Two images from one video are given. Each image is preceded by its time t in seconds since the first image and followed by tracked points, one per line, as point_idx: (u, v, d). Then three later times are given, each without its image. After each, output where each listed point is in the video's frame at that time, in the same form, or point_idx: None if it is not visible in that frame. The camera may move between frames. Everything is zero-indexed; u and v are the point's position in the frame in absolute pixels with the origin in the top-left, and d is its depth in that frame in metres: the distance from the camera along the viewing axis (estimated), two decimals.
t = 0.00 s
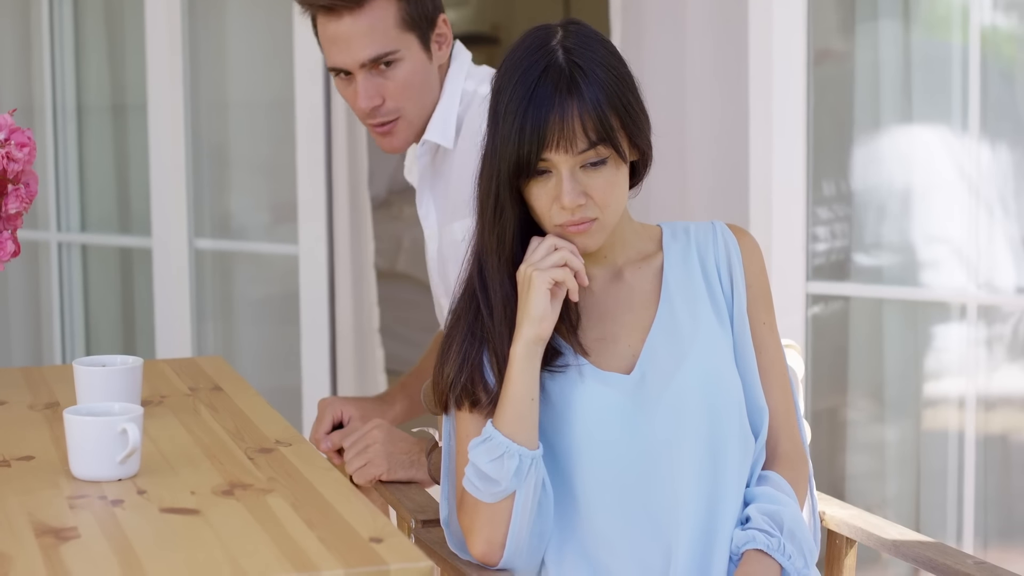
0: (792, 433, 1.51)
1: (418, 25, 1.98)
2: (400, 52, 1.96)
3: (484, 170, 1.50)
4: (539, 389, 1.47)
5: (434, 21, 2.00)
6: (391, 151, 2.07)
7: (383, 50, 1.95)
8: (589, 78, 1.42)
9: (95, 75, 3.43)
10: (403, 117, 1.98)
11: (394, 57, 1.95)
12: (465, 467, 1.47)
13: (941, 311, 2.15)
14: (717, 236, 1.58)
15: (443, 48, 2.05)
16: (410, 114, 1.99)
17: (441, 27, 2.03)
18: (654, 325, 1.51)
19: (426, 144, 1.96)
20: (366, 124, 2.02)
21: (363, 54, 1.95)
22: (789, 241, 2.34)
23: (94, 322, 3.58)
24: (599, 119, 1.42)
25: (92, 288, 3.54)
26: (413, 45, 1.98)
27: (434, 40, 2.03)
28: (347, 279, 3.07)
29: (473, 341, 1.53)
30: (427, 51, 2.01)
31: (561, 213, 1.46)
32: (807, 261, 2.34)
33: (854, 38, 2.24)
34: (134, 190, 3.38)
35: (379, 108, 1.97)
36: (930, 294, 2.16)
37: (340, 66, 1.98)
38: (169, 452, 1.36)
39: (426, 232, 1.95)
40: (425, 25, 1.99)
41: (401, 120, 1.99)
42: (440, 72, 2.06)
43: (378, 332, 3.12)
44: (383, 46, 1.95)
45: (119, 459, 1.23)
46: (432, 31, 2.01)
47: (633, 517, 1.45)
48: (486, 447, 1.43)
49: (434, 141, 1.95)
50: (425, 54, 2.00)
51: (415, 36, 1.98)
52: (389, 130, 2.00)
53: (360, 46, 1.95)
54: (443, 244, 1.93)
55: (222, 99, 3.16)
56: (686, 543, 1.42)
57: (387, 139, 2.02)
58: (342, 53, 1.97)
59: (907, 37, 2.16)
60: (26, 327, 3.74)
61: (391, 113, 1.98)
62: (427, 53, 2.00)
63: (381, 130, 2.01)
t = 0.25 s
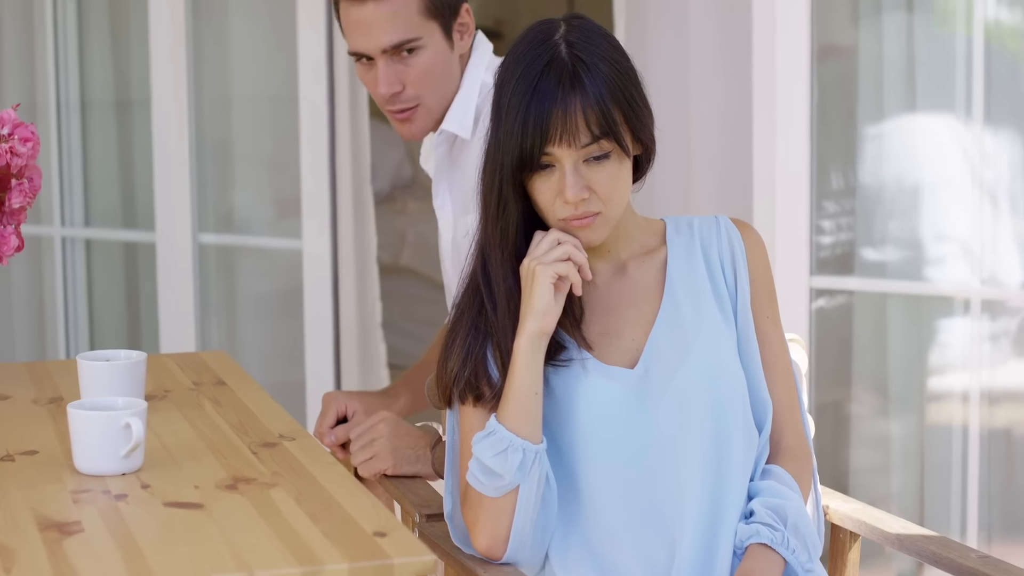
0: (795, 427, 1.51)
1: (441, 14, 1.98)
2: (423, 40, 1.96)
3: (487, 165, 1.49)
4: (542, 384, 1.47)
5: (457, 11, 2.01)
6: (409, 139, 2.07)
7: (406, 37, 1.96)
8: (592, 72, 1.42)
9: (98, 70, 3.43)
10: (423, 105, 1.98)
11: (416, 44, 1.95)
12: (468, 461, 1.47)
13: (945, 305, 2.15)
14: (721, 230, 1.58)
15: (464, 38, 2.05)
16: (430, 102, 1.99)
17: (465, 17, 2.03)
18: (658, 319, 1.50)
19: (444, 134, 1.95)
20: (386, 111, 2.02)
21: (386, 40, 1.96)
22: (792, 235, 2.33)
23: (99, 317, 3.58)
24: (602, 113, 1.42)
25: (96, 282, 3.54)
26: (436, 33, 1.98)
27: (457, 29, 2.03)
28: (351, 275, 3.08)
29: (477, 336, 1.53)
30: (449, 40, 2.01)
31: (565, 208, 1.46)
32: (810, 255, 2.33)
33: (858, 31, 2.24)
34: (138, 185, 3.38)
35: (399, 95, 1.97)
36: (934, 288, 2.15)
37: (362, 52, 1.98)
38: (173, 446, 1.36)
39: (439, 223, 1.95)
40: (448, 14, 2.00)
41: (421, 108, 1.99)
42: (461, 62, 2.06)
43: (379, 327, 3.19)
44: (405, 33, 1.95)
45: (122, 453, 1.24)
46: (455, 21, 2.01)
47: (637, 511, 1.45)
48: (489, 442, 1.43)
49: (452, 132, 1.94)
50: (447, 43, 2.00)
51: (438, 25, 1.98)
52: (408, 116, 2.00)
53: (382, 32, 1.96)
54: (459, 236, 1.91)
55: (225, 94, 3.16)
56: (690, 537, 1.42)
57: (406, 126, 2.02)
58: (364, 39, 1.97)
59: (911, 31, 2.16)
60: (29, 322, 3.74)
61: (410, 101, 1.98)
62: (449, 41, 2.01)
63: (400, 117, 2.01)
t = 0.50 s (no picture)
0: (797, 425, 1.51)
1: (461, 7, 1.98)
2: (442, 33, 1.96)
3: (488, 163, 1.49)
4: (543, 382, 1.47)
5: (478, 5, 2.01)
6: (421, 128, 2.09)
7: (426, 29, 1.96)
8: (593, 70, 1.42)
9: (99, 69, 3.43)
10: (439, 96, 1.99)
11: (435, 37, 1.95)
12: (469, 460, 1.47)
13: (947, 303, 2.15)
14: (722, 229, 1.58)
15: (482, 31, 2.05)
16: (447, 94, 2.00)
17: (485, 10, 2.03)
18: (659, 317, 1.50)
19: (458, 128, 1.94)
20: (401, 100, 2.03)
21: (405, 31, 1.96)
22: (793, 233, 2.33)
23: (100, 316, 3.58)
24: (603, 111, 1.41)
25: (97, 281, 3.55)
26: (455, 26, 1.98)
27: (476, 22, 2.03)
28: (353, 274, 3.08)
29: (478, 334, 1.53)
30: (467, 33, 2.01)
31: (566, 206, 1.46)
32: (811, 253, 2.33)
33: (859, 28, 2.24)
34: (140, 184, 3.39)
35: (416, 85, 1.98)
36: (936, 286, 2.15)
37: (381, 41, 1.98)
38: (174, 445, 1.36)
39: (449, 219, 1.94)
40: (469, 7, 1.99)
41: (437, 99, 2.00)
42: (478, 54, 2.06)
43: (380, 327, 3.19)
44: (425, 24, 1.95)
45: (123, 452, 1.24)
46: (474, 14, 2.01)
47: (638, 509, 1.45)
48: (490, 440, 1.43)
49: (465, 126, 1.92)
50: (466, 36, 2.01)
51: (458, 18, 1.98)
52: (423, 107, 2.01)
53: (402, 23, 1.96)
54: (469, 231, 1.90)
55: (226, 92, 3.16)
56: (691, 535, 1.42)
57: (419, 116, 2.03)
58: (383, 27, 1.97)
59: (911, 29, 2.16)
60: (30, 321, 3.74)
61: (427, 91, 1.99)
62: (467, 33, 2.01)
63: (416, 107, 2.02)
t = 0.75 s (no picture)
0: (797, 427, 1.51)
1: (478, 4, 2.02)
2: (459, 28, 2.00)
3: (488, 165, 1.49)
4: (543, 384, 1.47)
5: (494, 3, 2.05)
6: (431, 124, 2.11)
7: (443, 24, 2.00)
8: (593, 71, 1.42)
9: (100, 71, 3.43)
10: (452, 91, 2.03)
11: (451, 31, 1.99)
12: (470, 461, 1.47)
13: (947, 305, 2.15)
14: (722, 230, 1.58)
15: (496, 29, 2.10)
16: (460, 89, 2.03)
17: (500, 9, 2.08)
18: (659, 319, 1.50)
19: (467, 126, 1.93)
20: (413, 95, 2.06)
21: (423, 25, 2.00)
22: (793, 235, 2.33)
23: (101, 318, 3.58)
24: (603, 112, 1.42)
25: (98, 283, 3.55)
26: (471, 22, 2.02)
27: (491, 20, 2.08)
28: (353, 276, 3.08)
29: (478, 336, 1.53)
30: (482, 30, 2.06)
31: (566, 207, 1.46)
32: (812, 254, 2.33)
33: (860, 30, 2.24)
34: (142, 186, 3.39)
35: (430, 80, 2.02)
36: (936, 288, 2.15)
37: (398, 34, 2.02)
38: (174, 447, 1.36)
39: (456, 216, 1.94)
40: (485, 4, 2.04)
41: (450, 94, 2.03)
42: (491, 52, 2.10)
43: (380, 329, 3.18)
44: (442, 19, 1.99)
45: (124, 454, 1.24)
46: (490, 12, 2.06)
47: (638, 511, 1.45)
48: (491, 442, 1.43)
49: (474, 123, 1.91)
50: (481, 33, 2.05)
51: (475, 15, 2.02)
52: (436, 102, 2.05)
53: (419, 17, 2.00)
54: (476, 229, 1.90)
55: (227, 94, 3.16)
56: (691, 537, 1.42)
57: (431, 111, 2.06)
58: (400, 21, 2.01)
59: (911, 31, 2.16)
60: (31, 323, 3.74)
61: (441, 86, 2.02)
62: (482, 30, 2.05)
63: (427, 102, 2.05)
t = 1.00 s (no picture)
0: (800, 427, 1.51)
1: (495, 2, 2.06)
2: (476, 23, 2.03)
3: (492, 164, 1.49)
4: (546, 384, 1.47)
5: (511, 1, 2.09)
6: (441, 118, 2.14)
7: (460, 19, 2.03)
8: (596, 71, 1.42)
9: (103, 71, 3.44)
10: (466, 86, 2.06)
11: (468, 26, 2.03)
12: (473, 461, 1.47)
13: (951, 306, 2.14)
14: (725, 231, 1.57)
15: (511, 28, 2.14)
16: (473, 84, 2.07)
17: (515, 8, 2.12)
18: (662, 319, 1.50)
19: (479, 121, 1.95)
20: (426, 88, 2.09)
21: (440, 19, 2.03)
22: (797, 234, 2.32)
23: (105, 317, 3.59)
24: (606, 111, 1.42)
25: (102, 282, 3.55)
26: (488, 19, 2.06)
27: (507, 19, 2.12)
28: (357, 276, 3.08)
29: (481, 335, 1.53)
30: (498, 26, 2.09)
31: (569, 206, 1.46)
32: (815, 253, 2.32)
33: (863, 29, 2.23)
34: (146, 185, 3.39)
35: (445, 73, 2.05)
36: (940, 288, 2.15)
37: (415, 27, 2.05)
38: (177, 446, 1.36)
39: (466, 212, 1.96)
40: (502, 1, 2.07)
41: (464, 89, 2.07)
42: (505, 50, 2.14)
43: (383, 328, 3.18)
44: (459, 14, 2.03)
45: (127, 453, 1.24)
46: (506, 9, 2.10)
47: (641, 511, 1.45)
48: (494, 441, 1.43)
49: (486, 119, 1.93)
50: (497, 30, 2.08)
51: (491, 12, 2.06)
52: (449, 96, 2.08)
53: (436, 11, 2.03)
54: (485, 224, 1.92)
55: (230, 94, 3.16)
56: (694, 537, 1.42)
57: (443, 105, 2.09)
58: (419, 14, 2.04)
59: (915, 31, 2.16)
60: (36, 322, 3.74)
61: (455, 80, 2.06)
62: (498, 27, 2.08)
63: (440, 95, 2.08)
